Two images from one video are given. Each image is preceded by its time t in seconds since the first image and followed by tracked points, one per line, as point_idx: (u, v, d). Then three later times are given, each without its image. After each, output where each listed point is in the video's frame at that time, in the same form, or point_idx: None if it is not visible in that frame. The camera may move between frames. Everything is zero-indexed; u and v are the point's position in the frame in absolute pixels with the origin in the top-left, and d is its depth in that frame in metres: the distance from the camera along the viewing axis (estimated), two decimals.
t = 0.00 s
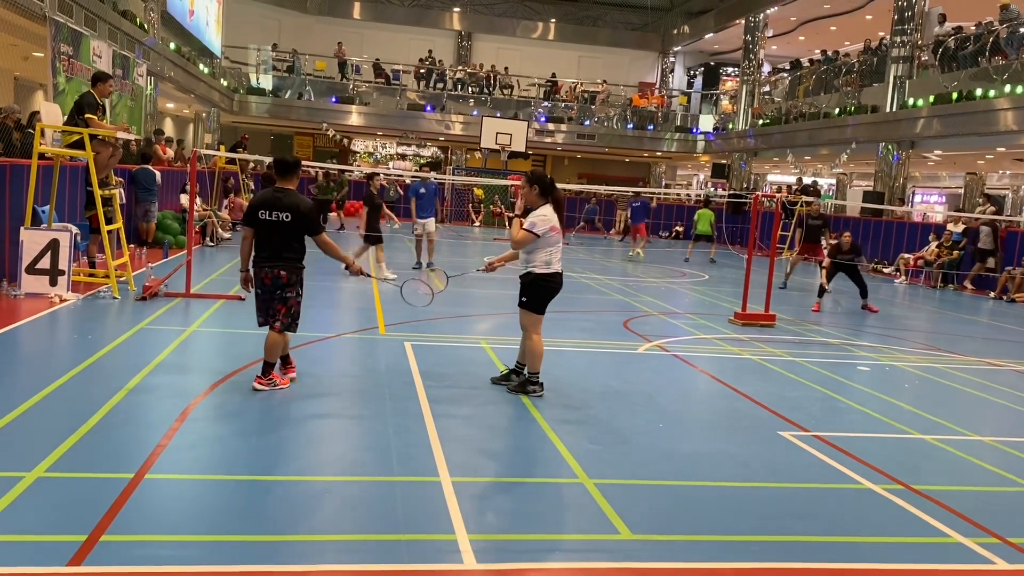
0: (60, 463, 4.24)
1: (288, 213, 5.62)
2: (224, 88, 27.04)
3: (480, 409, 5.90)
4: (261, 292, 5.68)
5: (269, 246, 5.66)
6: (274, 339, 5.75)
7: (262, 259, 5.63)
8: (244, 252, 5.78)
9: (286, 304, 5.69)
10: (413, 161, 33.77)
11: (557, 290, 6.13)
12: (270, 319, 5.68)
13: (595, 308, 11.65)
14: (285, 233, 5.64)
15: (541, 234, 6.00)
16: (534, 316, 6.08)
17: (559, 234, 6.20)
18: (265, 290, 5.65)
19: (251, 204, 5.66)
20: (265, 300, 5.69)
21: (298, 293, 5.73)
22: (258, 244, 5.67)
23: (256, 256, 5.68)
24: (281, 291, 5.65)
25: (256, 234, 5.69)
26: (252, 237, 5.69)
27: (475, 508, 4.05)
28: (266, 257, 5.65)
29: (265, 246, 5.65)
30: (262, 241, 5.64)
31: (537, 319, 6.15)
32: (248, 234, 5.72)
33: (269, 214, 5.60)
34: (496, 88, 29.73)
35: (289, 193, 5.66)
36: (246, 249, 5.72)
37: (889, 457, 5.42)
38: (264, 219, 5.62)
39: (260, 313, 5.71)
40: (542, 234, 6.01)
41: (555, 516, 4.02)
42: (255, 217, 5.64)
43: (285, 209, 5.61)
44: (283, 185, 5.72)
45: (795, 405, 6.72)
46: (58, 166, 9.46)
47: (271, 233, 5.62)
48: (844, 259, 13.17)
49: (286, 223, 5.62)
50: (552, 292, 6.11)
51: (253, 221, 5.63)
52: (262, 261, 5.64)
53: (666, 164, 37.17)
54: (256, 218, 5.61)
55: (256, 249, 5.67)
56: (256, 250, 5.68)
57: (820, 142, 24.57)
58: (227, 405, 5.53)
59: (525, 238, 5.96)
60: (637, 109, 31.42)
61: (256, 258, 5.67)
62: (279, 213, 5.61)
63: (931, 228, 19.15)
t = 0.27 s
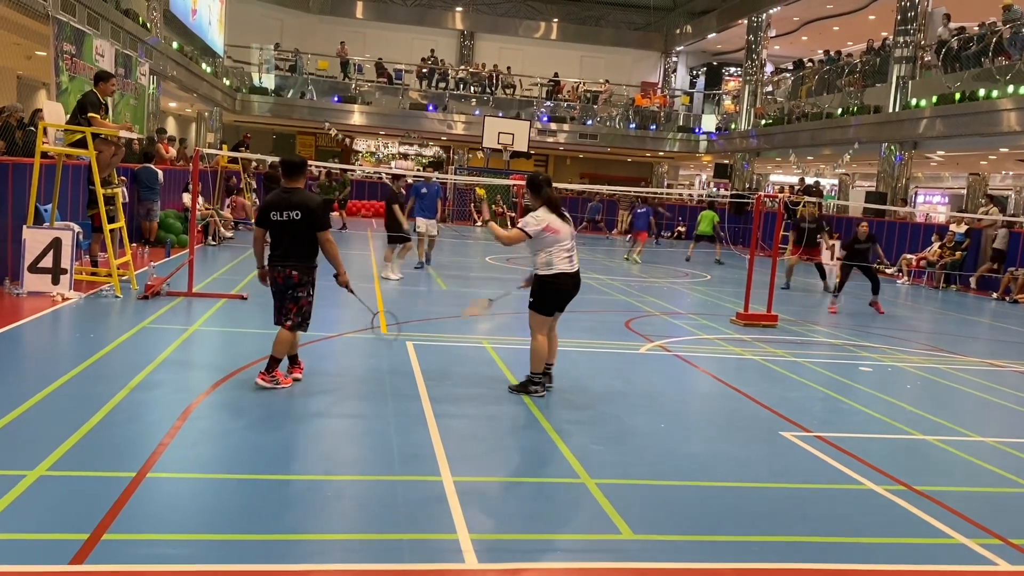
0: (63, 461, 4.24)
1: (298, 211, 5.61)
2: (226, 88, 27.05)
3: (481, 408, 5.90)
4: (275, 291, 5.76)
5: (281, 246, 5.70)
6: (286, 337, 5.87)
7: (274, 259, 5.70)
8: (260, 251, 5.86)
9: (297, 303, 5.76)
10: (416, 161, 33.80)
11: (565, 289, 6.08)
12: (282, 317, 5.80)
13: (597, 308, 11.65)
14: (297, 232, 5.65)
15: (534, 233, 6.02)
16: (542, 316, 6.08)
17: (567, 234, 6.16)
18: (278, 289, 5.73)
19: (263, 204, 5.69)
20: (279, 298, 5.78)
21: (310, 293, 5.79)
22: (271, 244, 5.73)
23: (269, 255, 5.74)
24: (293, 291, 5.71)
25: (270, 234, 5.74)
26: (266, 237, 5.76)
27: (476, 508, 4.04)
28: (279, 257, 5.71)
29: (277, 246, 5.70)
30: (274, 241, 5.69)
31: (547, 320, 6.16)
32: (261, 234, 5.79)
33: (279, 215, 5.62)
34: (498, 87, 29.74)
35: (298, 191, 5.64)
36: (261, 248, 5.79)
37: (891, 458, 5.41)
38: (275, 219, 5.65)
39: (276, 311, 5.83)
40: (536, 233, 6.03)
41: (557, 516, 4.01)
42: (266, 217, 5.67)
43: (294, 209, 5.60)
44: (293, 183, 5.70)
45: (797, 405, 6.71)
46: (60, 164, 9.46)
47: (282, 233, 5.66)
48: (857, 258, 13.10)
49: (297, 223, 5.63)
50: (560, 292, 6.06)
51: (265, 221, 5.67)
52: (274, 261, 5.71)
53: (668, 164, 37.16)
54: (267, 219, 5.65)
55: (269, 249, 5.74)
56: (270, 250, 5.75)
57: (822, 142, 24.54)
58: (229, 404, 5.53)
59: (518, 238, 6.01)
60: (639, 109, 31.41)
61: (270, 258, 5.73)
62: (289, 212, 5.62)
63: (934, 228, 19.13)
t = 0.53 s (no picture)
0: (66, 460, 4.26)
1: (308, 208, 5.76)
2: (228, 86, 27.07)
3: (483, 408, 5.90)
4: (292, 290, 5.88)
5: (293, 245, 5.84)
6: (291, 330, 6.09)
7: (288, 257, 5.84)
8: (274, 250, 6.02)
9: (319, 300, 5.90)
10: (418, 160, 33.81)
11: (566, 289, 6.07)
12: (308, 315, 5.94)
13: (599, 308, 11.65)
14: (308, 229, 5.80)
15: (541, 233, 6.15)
16: (546, 315, 6.10)
17: (577, 235, 6.13)
18: (294, 287, 5.86)
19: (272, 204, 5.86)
20: (297, 297, 5.89)
21: (329, 289, 5.91)
22: (284, 243, 5.88)
23: (283, 256, 5.88)
24: (311, 289, 5.84)
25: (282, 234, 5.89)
26: (279, 237, 5.90)
27: (479, 507, 4.05)
28: (292, 257, 5.84)
29: (290, 245, 5.83)
30: (287, 241, 5.83)
31: (554, 319, 6.16)
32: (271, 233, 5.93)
33: (290, 213, 5.77)
34: (500, 87, 29.74)
35: (307, 190, 5.80)
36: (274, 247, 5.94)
37: (893, 458, 5.42)
38: (286, 218, 5.80)
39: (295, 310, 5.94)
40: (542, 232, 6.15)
41: (559, 516, 4.02)
42: (278, 217, 5.83)
43: (304, 206, 5.76)
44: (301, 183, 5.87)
45: (799, 405, 6.71)
46: (63, 163, 9.47)
47: (295, 231, 5.81)
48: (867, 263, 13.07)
49: (308, 220, 5.77)
50: (560, 291, 6.06)
51: (277, 221, 5.83)
52: (290, 261, 5.85)
53: (670, 163, 37.15)
54: (278, 218, 5.81)
55: (283, 249, 5.88)
56: (283, 249, 5.89)
57: (825, 142, 24.52)
58: (231, 403, 5.54)
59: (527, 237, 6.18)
60: (642, 108, 31.38)
61: (283, 257, 5.87)
62: (300, 210, 5.77)
63: (936, 228, 19.11)
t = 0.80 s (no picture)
0: (68, 459, 4.27)
1: (321, 209, 5.77)
2: (230, 86, 27.08)
3: (485, 407, 5.91)
4: (304, 289, 5.91)
5: (306, 244, 5.86)
6: (294, 329, 5.96)
7: (301, 257, 5.87)
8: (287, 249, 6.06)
9: (332, 300, 5.92)
10: (419, 159, 33.83)
11: (582, 291, 6.18)
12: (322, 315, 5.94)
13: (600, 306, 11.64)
14: (321, 230, 5.82)
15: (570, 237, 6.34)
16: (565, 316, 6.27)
17: (596, 238, 6.21)
18: (307, 287, 5.89)
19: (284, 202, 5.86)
20: (310, 296, 5.91)
21: (343, 287, 5.95)
22: (296, 243, 5.90)
23: (296, 254, 5.90)
24: (324, 288, 5.88)
25: (294, 233, 5.91)
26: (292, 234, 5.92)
27: (480, 506, 4.06)
28: (306, 256, 5.87)
29: (302, 245, 5.87)
30: (300, 240, 5.86)
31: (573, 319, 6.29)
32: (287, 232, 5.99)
33: (303, 214, 5.79)
34: (502, 86, 29.73)
35: (320, 190, 5.81)
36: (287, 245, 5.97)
37: (895, 457, 5.41)
38: (299, 217, 5.82)
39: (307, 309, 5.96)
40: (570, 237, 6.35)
41: (561, 515, 4.02)
42: (291, 216, 5.85)
43: (317, 207, 5.76)
44: (313, 182, 5.86)
45: (801, 404, 6.70)
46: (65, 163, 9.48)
47: (308, 232, 5.83)
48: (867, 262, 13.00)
49: (321, 221, 5.79)
50: (576, 293, 6.18)
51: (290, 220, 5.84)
52: (303, 260, 5.87)
53: (672, 162, 37.13)
54: (292, 218, 5.82)
55: (297, 248, 5.90)
56: (295, 248, 5.90)
57: (826, 141, 24.51)
58: (233, 402, 5.55)
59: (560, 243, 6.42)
60: (643, 107, 31.32)
61: (296, 257, 5.89)
62: (313, 211, 5.78)
63: (938, 227, 19.09)
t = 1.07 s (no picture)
0: (70, 458, 4.27)
1: (339, 209, 5.86)
2: (232, 85, 27.10)
3: (486, 406, 5.91)
4: (319, 288, 5.91)
5: (322, 243, 5.89)
6: (303, 329, 5.96)
7: (315, 256, 5.89)
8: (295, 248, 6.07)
9: (346, 298, 5.93)
10: (421, 158, 33.85)
11: (596, 285, 6.39)
12: (334, 314, 5.94)
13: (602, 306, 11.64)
14: (338, 229, 5.88)
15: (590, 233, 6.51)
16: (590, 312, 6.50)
17: (611, 233, 6.36)
18: (321, 286, 5.90)
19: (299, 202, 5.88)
20: (324, 295, 5.93)
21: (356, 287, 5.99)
22: (310, 242, 5.91)
23: (309, 253, 5.91)
24: (339, 286, 5.90)
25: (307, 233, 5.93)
26: (306, 234, 5.94)
27: (482, 505, 4.06)
28: (320, 255, 5.90)
29: (316, 244, 5.90)
30: (316, 239, 5.89)
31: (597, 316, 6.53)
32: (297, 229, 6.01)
33: (321, 212, 5.84)
34: (503, 85, 29.71)
35: (337, 190, 5.90)
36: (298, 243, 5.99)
37: (897, 456, 5.41)
38: (316, 216, 5.86)
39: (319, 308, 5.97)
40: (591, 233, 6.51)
41: (563, 514, 4.02)
42: (307, 215, 5.87)
43: (335, 206, 5.85)
44: (328, 182, 5.92)
45: (803, 403, 6.70)
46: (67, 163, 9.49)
47: (325, 230, 5.87)
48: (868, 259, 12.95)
49: (339, 220, 5.87)
50: (592, 286, 6.41)
51: (305, 219, 5.87)
52: (318, 259, 5.90)
53: (674, 161, 37.11)
54: (308, 217, 5.85)
55: (311, 247, 5.91)
56: (309, 247, 5.92)
57: (828, 140, 24.50)
58: (234, 401, 5.55)
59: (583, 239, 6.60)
60: (645, 106, 31.28)
61: (311, 256, 5.90)
62: (331, 210, 5.85)
63: (939, 227, 19.09)
